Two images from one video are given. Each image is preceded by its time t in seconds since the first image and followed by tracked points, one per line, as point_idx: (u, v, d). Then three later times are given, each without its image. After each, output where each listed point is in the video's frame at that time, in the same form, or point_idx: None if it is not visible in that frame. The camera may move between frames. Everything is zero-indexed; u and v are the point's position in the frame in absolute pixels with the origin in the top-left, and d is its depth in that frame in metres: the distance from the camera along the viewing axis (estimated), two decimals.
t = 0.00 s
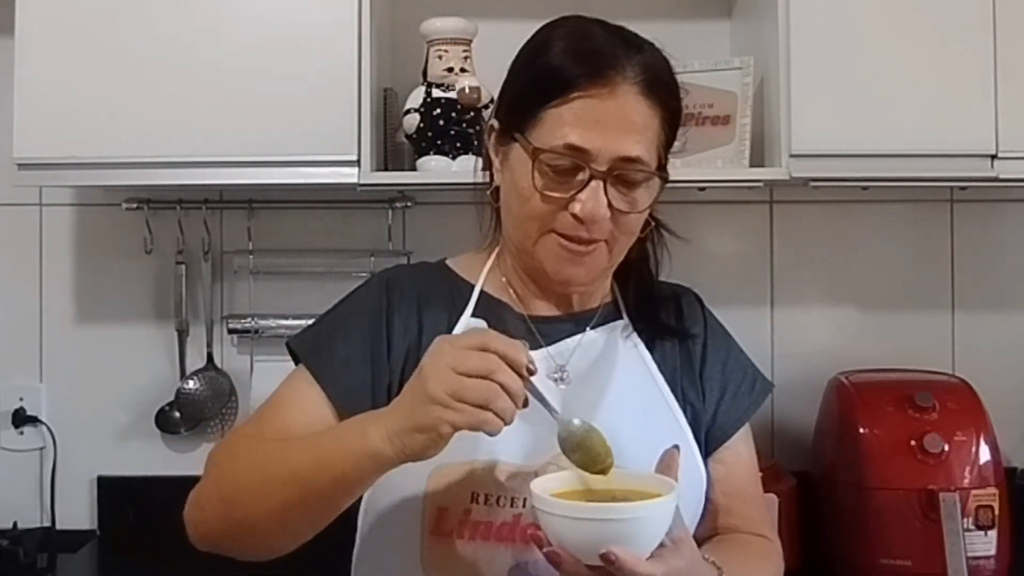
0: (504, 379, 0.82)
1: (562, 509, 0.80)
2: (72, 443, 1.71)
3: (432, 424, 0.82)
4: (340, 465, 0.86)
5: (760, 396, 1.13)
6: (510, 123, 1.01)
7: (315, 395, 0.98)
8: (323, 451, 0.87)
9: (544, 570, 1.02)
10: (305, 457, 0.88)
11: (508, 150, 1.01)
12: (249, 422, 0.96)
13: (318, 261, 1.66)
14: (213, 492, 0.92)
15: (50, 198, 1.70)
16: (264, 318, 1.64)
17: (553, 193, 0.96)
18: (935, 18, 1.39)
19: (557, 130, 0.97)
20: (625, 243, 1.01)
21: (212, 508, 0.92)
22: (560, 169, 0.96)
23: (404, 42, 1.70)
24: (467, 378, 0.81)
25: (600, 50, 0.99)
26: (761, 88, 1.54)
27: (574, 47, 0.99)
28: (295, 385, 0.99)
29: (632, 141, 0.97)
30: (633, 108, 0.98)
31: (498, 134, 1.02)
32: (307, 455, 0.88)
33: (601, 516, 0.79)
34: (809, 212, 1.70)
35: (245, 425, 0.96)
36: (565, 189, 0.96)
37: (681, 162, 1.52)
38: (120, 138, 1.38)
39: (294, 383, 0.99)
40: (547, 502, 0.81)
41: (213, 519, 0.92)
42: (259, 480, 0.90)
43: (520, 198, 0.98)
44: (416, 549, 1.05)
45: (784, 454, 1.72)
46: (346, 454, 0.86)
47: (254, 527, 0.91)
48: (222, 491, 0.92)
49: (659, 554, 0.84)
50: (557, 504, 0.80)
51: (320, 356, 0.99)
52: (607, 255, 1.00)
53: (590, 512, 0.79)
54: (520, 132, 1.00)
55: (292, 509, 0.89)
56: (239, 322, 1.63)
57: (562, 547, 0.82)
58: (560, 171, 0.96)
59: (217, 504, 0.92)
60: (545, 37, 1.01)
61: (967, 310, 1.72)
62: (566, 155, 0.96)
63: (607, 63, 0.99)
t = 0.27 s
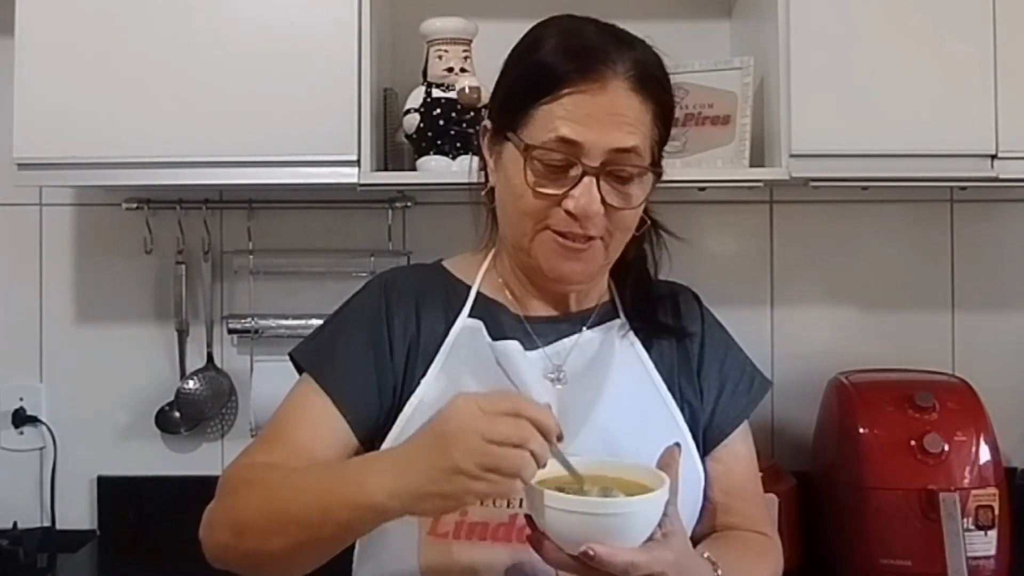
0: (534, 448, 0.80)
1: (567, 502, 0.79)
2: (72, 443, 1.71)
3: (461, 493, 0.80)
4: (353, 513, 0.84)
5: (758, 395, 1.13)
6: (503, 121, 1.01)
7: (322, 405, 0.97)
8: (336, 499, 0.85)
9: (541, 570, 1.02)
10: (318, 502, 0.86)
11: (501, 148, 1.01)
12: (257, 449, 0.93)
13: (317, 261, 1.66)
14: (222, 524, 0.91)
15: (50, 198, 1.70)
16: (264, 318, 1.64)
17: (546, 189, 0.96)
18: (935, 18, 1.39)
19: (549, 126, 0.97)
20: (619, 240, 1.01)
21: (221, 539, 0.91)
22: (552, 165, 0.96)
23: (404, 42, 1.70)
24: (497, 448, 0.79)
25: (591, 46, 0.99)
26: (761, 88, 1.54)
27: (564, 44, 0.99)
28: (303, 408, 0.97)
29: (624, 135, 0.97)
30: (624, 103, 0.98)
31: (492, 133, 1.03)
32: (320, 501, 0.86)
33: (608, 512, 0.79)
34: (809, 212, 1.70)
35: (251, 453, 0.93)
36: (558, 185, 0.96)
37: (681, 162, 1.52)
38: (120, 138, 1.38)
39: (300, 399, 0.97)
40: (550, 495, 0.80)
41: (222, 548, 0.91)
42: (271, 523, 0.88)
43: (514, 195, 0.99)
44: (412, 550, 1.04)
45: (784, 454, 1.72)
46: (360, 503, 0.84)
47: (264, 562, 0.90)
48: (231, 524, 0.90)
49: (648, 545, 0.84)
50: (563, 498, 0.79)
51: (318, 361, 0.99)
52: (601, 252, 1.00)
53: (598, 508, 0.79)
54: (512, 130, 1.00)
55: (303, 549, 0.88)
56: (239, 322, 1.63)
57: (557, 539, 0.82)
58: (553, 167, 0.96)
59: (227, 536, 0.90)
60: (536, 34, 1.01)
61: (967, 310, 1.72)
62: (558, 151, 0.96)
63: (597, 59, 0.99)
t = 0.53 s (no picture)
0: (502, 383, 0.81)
1: (571, 512, 0.79)
2: (72, 443, 1.71)
3: (431, 440, 0.80)
4: (331, 484, 0.85)
5: (760, 394, 1.13)
6: (503, 124, 1.01)
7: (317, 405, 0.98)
8: (312, 472, 0.85)
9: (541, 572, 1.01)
10: (297, 478, 0.86)
11: (502, 150, 1.01)
12: (249, 448, 0.95)
13: (317, 261, 1.66)
14: (218, 520, 0.92)
15: (50, 198, 1.70)
16: (264, 318, 1.64)
17: (547, 192, 0.96)
18: (936, 18, 1.39)
19: (550, 128, 0.97)
20: (621, 242, 1.01)
21: (221, 536, 0.92)
22: (553, 168, 0.96)
23: (404, 42, 1.70)
24: (461, 389, 0.79)
25: (591, 48, 0.99)
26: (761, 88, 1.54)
27: (565, 45, 0.99)
28: (297, 403, 0.98)
29: (625, 137, 0.97)
30: (625, 104, 0.98)
31: (493, 136, 1.03)
32: (299, 476, 0.87)
33: (612, 521, 0.79)
34: (809, 212, 1.70)
35: (243, 451, 0.95)
36: (560, 187, 0.96)
37: (681, 162, 1.52)
38: (120, 138, 1.38)
39: (296, 401, 0.99)
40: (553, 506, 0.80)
41: (223, 546, 0.93)
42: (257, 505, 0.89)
43: (515, 199, 0.99)
44: (413, 550, 1.05)
45: (784, 454, 1.72)
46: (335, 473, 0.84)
47: (259, 550, 0.91)
48: (225, 517, 0.92)
49: (652, 553, 0.83)
50: (566, 509, 0.79)
51: (312, 364, 1.00)
52: (603, 255, 1.00)
53: (601, 518, 0.79)
54: (513, 133, 0.99)
55: (292, 529, 0.89)
56: (239, 322, 1.63)
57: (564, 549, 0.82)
58: (554, 169, 0.96)
59: (225, 532, 0.92)
60: (536, 36, 1.01)
61: (967, 310, 1.72)
62: (559, 153, 0.95)
63: (598, 60, 0.99)
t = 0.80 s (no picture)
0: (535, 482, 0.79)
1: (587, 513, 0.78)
2: (72, 443, 1.71)
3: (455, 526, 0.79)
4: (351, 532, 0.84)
5: (759, 395, 1.13)
6: (501, 129, 1.01)
7: (320, 409, 0.98)
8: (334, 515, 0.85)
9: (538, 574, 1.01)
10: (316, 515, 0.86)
11: (500, 155, 1.01)
12: (255, 456, 0.94)
13: (317, 261, 1.66)
14: (222, 532, 0.91)
15: (50, 198, 1.70)
16: (264, 318, 1.64)
17: (543, 201, 0.97)
18: (936, 18, 1.39)
19: (547, 137, 0.96)
20: (617, 249, 1.01)
21: (221, 546, 0.91)
22: (550, 177, 0.96)
23: (403, 42, 1.70)
24: (486, 482, 0.77)
25: (590, 55, 0.99)
26: (761, 88, 1.54)
27: (564, 52, 0.99)
28: (298, 409, 0.97)
29: (622, 147, 0.96)
30: (623, 113, 0.97)
31: (491, 139, 1.03)
32: (319, 517, 0.86)
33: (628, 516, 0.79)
34: (809, 212, 1.70)
35: (250, 460, 0.94)
36: (555, 197, 0.96)
37: (681, 162, 1.52)
38: (120, 138, 1.38)
39: (297, 405, 0.98)
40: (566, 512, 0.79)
41: (223, 556, 0.92)
42: (270, 531, 0.88)
43: (512, 206, 0.99)
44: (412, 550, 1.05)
45: (784, 454, 1.72)
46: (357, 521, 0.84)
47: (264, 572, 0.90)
48: (230, 532, 0.91)
49: (648, 552, 0.85)
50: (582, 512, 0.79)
51: (315, 364, 0.99)
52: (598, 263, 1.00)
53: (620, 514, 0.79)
54: (510, 139, 0.99)
55: (302, 561, 0.88)
56: (239, 322, 1.63)
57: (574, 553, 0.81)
58: (550, 178, 0.96)
59: (227, 543, 0.91)
60: (536, 40, 1.01)
61: (966, 310, 1.72)
62: (556, 164, 0.96)
63: (597, 68, 0.98)
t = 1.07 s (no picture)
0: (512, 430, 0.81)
1: (601, 537, 0.78)
2: (72, 443, 1.71)
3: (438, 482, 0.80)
4: (341, 506, 0.85)
5: (759, 396, 1.13)
6: (503, 132, 1.00)
7: (317, 412, 0.98)
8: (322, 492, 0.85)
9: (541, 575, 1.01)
10: (304, 495, 0.86)
11: (501, 159, 1.01)
12: (249, 452, 0.94)
13: (317, 261, 1.66)
14: (217, 528, 0.91)
15: (50, 198, 1.70)
16: (264, 318, 1.64)
17: (546, 208, 0.97)
18: (936, 18, 1.39)
19: (550, 143, 0.96)
20: (618, 254, 1.02)
21: (218, 543, 0.91)
22: (552, 183, 0.96)
23: (403, 42, 1.70)
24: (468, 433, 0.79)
25: (594, 60, 0.98)
26: (761, 88, 1.54)
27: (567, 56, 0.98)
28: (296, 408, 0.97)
29: (626, 154, 0.97)
30: (626, 120, 0.97)
31: (492, 142, 1.02)
32: (307, 495, 0.86)
33: (642, 538, 0.79)
34: (809, 212, 1.70)
35: (243, 456, 0.94)
36: (558, 203, 0.97)
37: (681, 162, 1.52)
38: (120, 138, 1.38)
39: (295, 406, 0.98)
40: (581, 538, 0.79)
41: (220, 552, 0.92)
42: (261, 518, 0.88)
43: (514, 211, 0.99)
44: (411, 551, 1.05)
45: (784, 454, 1.72)
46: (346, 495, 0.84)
47: (259, 561, 0.90)
48: (224, 528, 0.91)
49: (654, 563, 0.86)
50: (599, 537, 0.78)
51: (311, 365, 0.99)
52: (600, 268, 1.01)
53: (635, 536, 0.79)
54: (513, 143, 0.99)
55: (295, 544, 0.88)
56: (239, 322, 1.63)
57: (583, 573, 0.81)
58: (553, 185, 0.96)
59: (221, 539, 0.91)
60: (538, 43, 1.00)
61: (966, 310, 1.72)
62: (559, 171, 0.96)
63: (601, 74, 0.98)
